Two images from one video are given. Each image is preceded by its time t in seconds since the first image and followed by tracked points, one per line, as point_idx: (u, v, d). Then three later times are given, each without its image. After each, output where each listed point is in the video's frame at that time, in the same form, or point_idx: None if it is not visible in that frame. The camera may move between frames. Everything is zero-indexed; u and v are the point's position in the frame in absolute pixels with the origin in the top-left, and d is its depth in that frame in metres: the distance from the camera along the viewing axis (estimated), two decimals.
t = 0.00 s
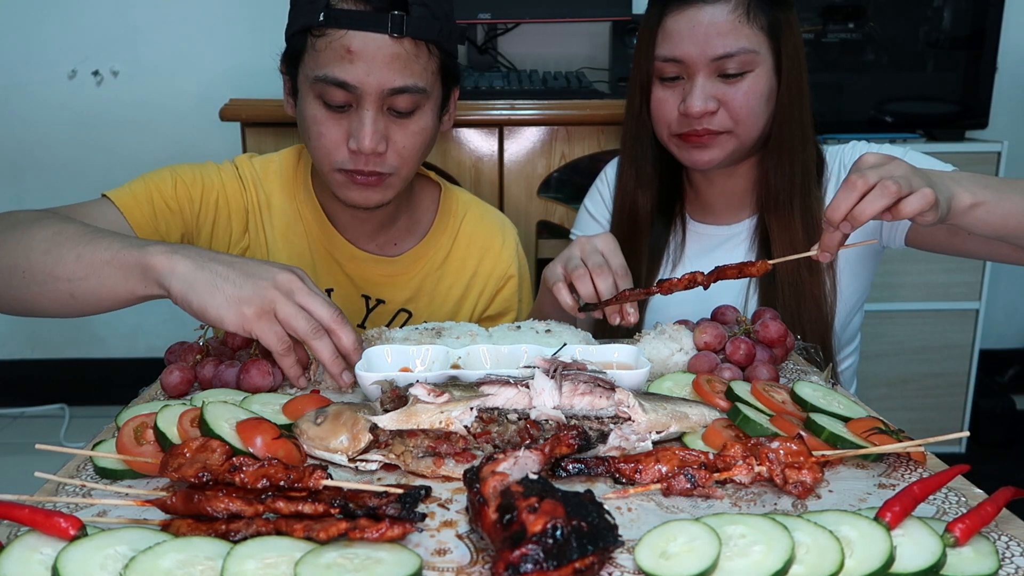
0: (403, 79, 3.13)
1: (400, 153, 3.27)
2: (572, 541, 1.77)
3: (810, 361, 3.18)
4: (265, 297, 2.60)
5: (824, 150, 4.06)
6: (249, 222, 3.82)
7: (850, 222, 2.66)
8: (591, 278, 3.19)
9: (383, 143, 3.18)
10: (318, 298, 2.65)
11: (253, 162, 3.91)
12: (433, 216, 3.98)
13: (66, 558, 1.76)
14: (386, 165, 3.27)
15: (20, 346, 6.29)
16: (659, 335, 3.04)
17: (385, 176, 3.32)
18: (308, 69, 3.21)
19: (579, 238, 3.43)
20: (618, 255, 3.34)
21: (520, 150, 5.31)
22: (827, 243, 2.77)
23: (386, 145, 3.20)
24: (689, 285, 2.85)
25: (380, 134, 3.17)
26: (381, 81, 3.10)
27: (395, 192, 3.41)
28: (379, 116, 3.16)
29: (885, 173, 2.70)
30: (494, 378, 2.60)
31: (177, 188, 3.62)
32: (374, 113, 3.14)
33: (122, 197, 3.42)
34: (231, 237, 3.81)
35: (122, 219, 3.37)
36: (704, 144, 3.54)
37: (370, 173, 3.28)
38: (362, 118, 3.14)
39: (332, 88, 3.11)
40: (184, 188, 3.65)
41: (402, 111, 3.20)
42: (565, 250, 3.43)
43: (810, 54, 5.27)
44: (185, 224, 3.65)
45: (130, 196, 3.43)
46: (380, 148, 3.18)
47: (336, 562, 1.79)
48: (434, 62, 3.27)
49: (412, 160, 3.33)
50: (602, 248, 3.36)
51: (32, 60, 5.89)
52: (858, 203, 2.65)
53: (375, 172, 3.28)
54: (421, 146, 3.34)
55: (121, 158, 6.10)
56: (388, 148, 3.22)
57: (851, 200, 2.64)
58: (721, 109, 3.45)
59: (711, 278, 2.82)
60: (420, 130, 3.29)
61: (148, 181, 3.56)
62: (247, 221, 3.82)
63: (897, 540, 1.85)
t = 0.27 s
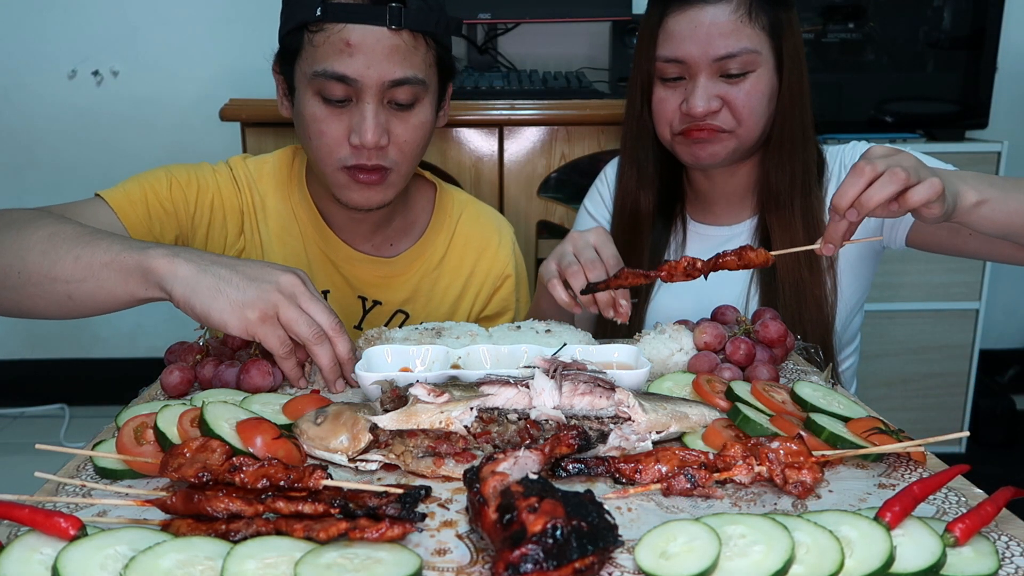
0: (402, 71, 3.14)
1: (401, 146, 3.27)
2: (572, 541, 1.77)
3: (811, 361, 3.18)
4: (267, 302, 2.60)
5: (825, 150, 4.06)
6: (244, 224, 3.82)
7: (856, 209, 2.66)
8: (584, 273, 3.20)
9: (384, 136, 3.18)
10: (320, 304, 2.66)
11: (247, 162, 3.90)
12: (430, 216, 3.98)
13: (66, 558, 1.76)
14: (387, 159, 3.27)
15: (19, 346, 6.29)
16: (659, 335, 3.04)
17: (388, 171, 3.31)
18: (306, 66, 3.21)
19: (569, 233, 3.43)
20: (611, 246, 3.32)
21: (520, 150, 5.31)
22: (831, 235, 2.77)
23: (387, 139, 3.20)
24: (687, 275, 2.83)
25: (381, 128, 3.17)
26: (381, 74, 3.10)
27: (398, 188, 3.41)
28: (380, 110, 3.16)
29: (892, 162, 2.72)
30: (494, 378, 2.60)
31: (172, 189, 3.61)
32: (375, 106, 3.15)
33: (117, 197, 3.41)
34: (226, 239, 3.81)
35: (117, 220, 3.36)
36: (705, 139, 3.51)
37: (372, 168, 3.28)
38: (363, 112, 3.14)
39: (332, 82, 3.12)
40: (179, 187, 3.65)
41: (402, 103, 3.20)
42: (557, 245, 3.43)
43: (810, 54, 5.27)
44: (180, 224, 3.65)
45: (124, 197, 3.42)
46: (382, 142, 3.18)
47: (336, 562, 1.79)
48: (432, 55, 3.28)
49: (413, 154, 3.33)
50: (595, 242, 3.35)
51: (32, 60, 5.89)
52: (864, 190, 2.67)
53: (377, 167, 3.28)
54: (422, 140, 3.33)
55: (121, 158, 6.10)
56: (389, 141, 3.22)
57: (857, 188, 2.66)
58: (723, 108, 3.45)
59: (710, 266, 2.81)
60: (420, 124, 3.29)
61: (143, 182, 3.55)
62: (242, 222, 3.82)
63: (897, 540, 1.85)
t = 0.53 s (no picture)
0: (395, 60, 3.15)
1: (397, 139, 3.26)
2: (572, 541, 1.77)
3: (811, 361, 3.18)
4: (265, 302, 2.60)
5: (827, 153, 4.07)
6: (237, 227, 3.81)
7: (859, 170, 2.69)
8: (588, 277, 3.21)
9: (380, 128, 3.18)
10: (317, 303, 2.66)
11: (239, 165, 3.90)
12: (424, 216, 3.99)
13: (66, 558, 1.76)
14: (384, 152, 3.26)
15: (19, 346, 6.29)
16: (659, 335, 3.04)
17: (386, 166, 3.31)
18: (297, 62, 3.20)
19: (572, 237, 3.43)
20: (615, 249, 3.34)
21: (520, 150, 5.31)
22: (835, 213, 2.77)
23: (384, 131, 3.19)
24: (686, 269, 2.79)
25: (376, 119, 3.16)
26: (374, 64, 3.11)
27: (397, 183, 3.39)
28: (375, 101, 3.16)
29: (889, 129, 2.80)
30: (495, 378, 2.60)
31: (164, 193, 3.61)
32: (370, 98, 3.14)
33: (107, 202, 3.40)
34: (220, 242, 3.80)
35: (109, 227, 3.36)
36: (706, 146, 3.53)
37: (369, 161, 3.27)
38: (358, 104, 3.13)
39: (325, 75, 3.11)
40: (171, 191, 3.65)
41: (397, 94, 3.20)
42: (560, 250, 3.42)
43: (810, 54, 5.27)
44: (172, 229, 3.65)
45: (114, 201, 3.41)
46: (378, 133, 3.17)
47: (336, 562, 1.79)
48: (423, 46, 3.30)
49: (409, 146, 3.32)
50: (597, 245, 3.36)
51: (32, 60, 5.89)
52: (865, 150, 2.71)
53: (375, 162, 3.28)
54: (417, 131, 3.33)
55: (121, 158, 6.10)
56: (384, 133, 3.22)
57: (856, 151, 2.70)
58: (724, 108, 3.44)
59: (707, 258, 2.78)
60: (415, 115, 3.28)
61: (134, 186, 3.54)
62: (235, 226, 3.81)
63: (897, 540, 1.85)
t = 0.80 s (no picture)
0: (390, 57, 3.15)
1: (392, 138, 3.26)
2: (572, 541, 1.77)
3: (811, 361, 3.18)
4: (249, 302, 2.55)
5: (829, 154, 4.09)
6: (234, 226, 3.81)
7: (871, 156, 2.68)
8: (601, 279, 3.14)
9: (375, 127, 3.18)
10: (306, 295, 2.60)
11: (237, 164, 3.91)
12: (422, 218, 3.98)
13: (66, 558, 1.76)
14: (379, 152, 3.26)
15: (19, 346, 6.29)
16: (659, 335, 3.04)
17: (379, 166, 3.31)
18: (290, 60, 3.19)
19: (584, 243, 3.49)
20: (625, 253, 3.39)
21: (520, 150, 5.31)
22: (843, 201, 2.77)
23: (379, 129, 3.19)
24: (690, 258, 2.79)
25: (371, 118, 3.16)
26: (368, 61, 3.10)
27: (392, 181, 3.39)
28: (369, 98, 3.16)
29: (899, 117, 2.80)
30: (494, 378, 2.60)
31: (161, 192, 3.60)
32: (365, 95, 3.14)
33: (104, 201, 3.38)
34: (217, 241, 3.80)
35: (105, 222, 3.32)
36: (705, 139, 3.53)
37: (364, 162, 3.26)
38: (352, 102, 3.13)
39: (319, 73, 3.10)
40: (168, 190, 3.65)
41: (391, 92, 3.20)
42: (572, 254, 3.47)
43: (809, 54, 5.27)
44: (169, 228, 3.64)
45: (111, 200, 3.39)
46: (373, 132, 3.17)
47: (336, 562, 1.79)
48: (417, 43, 3.31)
49: (405, 145, 3.32)
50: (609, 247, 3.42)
51: (32, 60, 5.89)
52: (876, 137, 2.71)
53: (369, 162, 3.28)
54: (412, 131, 3.32)
55: (121, 158, 6.10)
56: (380, 132, 3.21)
57: (868, 136, 2.70)
58: (723, 105, 3.44)
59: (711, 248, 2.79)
60: (409, 113, 3.28)
61: (130, 185, 3.53)
62: (233, 225, 3.81)
63: (897, 540, 1.85)
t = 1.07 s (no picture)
0: (378, 69, 3.12)
1: (381, 150, 3.23)
2: (572, 541, 1.77)
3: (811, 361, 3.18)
4: (224, 279, 2.33)
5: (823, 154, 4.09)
6: (233, 226, 3.81)
7: (886, 155, 2.69)
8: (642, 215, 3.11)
9: (361, 140, 3.15)
10: (274, 284, 2.33)
11: (237, 164, 3.92)
12: (424, 226, 3.96)
13: (66, 558, 1.76)
14: (366, 164, 3.22)
15: (19, 346, 6.29)
16: (659, 335, 3.05)
17: (367, 176, 3.26)
18: (278, 69, 3.19)
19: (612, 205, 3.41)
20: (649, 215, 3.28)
21: (520, 150, 5.32)
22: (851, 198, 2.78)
23: (366, 142, 3.17)
24: (697, 234, 2.80)
25: (358, 131, 3.14)
26: (355, 73, 3.08)
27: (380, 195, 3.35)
28: (356, 110, 3.13)
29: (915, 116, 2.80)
30: (495, 378, 2.60)
31: (156, 192, 3.61)
32: (351, 108, 3.12)
33: (97, 202, 3.38)
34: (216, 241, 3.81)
35: (98, 223, 3.32)
36: (688, 137, 3.52)
37: (350, 174, 3.23)
38: (338, 115, 3.11)
39: (305, 85, 3.09)
40: (165, 190, 3.66)
41: (380, 104, 3.17)
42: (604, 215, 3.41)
43: (809, 54, 5.27)
44: (166, 228, 3.66)
45: (105, 201, 3.39)
46: (359, 146, 3.14)
47: (336, 562, 1.79)
48: (409, 53, 3.28)
49: (394, 157, 3.28)
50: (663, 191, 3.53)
51: (32, 60, 5.89)
52: (891, 136, 2.71)
53: (356, 172, 3.24)
54: (400, 145, 3.28)
55: (121, 158, 6.10)
56: (367, 144, 3.19)
57: (884, 134, 2.71)
58: (706, 103, 3.43)
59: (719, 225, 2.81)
60: (400, 125, 3.25)
61: (126, 185, 3.54)
62: (232, 225, 3.82)
63: (897, 540, 1.85)
